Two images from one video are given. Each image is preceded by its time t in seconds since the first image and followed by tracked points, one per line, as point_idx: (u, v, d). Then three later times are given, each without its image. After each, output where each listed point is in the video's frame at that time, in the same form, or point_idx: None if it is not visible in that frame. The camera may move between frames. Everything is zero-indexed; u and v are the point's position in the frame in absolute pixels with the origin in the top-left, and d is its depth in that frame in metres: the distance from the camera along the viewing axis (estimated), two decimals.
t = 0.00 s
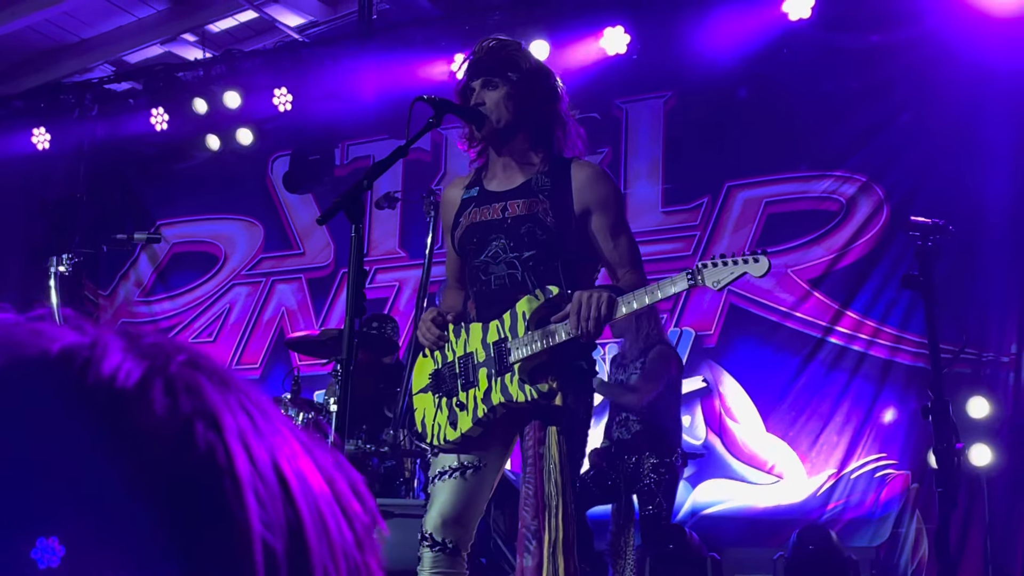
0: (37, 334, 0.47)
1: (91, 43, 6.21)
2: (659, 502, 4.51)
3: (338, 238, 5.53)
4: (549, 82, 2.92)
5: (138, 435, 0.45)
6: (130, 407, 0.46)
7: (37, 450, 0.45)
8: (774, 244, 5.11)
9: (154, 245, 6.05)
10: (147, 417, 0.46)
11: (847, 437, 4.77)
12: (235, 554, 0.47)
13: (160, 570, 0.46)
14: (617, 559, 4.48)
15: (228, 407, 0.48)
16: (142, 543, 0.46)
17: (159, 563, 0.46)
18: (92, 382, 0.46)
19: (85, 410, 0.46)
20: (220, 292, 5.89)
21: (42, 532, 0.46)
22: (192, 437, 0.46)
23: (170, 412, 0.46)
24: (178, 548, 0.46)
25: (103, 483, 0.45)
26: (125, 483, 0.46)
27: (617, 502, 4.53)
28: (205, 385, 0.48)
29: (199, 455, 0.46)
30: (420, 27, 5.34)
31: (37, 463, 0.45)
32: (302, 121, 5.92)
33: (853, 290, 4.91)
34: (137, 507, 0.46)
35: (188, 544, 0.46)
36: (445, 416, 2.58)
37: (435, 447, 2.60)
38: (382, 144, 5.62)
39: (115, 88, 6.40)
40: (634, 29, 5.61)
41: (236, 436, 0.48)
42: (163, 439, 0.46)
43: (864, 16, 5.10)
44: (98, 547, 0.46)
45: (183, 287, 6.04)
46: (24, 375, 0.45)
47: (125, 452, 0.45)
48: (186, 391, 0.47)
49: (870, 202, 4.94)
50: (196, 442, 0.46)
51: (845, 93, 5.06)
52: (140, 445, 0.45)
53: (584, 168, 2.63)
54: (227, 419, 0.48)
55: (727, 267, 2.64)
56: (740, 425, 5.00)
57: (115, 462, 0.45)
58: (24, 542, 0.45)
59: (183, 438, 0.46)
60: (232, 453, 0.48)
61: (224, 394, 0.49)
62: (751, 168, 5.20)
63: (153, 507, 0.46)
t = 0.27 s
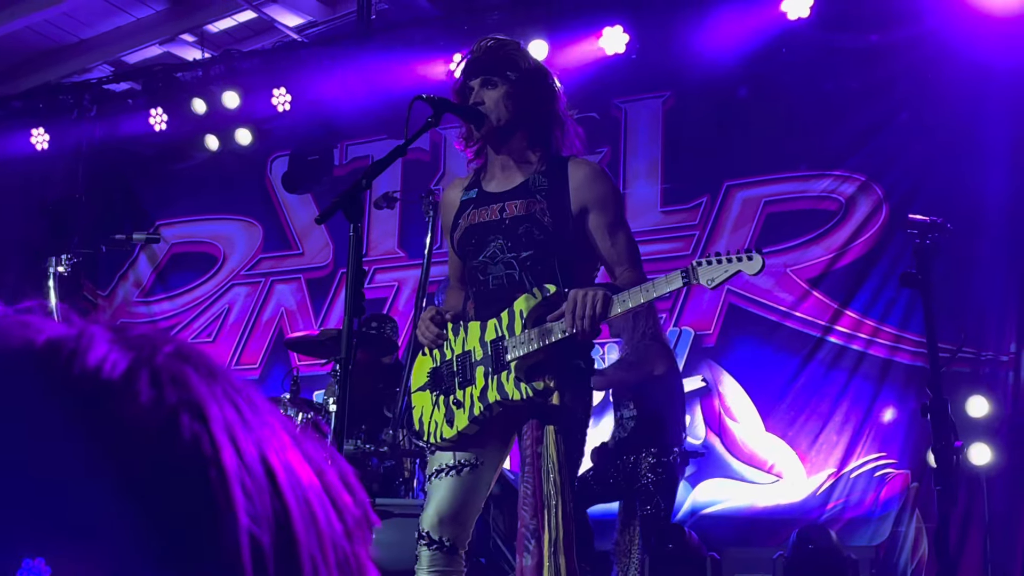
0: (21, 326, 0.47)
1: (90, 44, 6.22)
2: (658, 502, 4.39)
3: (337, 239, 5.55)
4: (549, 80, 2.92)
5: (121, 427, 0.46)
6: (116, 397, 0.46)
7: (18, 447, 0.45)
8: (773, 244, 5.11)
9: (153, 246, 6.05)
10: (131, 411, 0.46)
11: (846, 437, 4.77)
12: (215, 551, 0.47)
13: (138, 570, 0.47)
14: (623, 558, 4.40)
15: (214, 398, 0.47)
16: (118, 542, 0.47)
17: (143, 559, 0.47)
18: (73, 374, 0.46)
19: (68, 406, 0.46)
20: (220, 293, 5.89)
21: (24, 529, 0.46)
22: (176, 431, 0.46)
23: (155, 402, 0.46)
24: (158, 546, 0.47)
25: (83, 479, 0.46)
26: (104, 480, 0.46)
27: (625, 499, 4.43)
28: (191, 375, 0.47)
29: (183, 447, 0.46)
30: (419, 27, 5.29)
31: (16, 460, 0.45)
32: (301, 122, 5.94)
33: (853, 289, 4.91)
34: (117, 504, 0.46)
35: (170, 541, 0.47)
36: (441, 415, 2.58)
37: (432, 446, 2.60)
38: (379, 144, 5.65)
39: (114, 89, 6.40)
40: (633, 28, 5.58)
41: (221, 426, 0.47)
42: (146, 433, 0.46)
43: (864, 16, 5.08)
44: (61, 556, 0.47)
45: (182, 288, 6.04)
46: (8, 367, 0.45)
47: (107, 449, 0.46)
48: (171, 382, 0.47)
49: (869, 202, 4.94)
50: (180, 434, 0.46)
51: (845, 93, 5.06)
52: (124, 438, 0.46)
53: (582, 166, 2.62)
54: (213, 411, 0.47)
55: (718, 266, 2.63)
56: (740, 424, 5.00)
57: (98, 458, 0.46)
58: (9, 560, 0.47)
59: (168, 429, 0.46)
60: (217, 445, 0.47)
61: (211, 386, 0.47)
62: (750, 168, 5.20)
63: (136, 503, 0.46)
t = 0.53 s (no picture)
0: (53, 325, 0.47)
1: (125, 63, 6.76)
2: (648, 485, 4.81)
3: (351, 242, 5.98)
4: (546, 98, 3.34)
5: (146, 423, 0.47)
6: (140, 394, 0.48)
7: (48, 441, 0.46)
8: (752, 246, 5.55)
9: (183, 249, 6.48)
10: (153, 407, 0.47)
11: (820, 425, 5.19)
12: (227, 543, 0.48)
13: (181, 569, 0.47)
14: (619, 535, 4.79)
15: (230, 397, 0.49)
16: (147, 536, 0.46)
17: (148, 563, 0.46)
18: (103, 369, 0.47)
19: (99, 400, 0.47)
20: (244, 292, 6.32)
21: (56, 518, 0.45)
22: (198, 423, 0.48)
23: (175, 405, 0.48)
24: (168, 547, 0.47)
25: (102, 477, 0.46)
26: (118, 481, 0.46)
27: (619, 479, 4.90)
28: (207, 376, 0.49)
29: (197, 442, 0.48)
30: (426, 47, 5.72)
31: (44, 456, 0.45)
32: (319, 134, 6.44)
33: (826, 289, 5.35)
34: (136, 498, 0.46)
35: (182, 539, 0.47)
36: (445, 404, 2.98)
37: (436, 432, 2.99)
38: (389, 156, 6.08)
39: (146, 105, 6.86)
40: (624, 48, 6.06)
41: (235, 425, 0.49)
42: (165, 429, 0.47)
43: (835, 37, 5.53)
44: (112, 521, 0.46)
45: (210, 287, 6.48)
46: (34, 365, 0.46)
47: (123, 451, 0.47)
48: (188, 383, 0.49)
49: (841, 208, 5.37)
50: (197, 431, 0.48)
51: (819, 109, 5.51)
52: (149, 432, 0.47)
53: (576, 179, 3.05)
54: (229, 411, 0.49)
55: (705, 268, 3.06)
56: (722, 413, 5.44)
57: (132, 447, 0.47)
58: (59, 528, 0.45)
59: (185, 426, 0.48)
60: (230, 440, 0.48)
61: (227, 385, 0.49)
62: (732, 178, 5.64)
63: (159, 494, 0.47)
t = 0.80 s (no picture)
0: (78, 318, 0.51)
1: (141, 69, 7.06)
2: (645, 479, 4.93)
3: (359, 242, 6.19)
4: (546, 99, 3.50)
5: (164, 413, 0.53)
6: (160, 388, 0.53)
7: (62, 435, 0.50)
8: (745, 246, 5.74)
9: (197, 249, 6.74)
10: (171, 402, 0.53)
11: (810, 418, 5.38)
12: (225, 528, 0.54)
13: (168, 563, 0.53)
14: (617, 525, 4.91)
15: (245, 393, 0.54)
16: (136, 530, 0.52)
17: (168, 547, 0.53)
18: (124, 365, 0.52)
19: (118, 390, 0.52)
20: (256, 290, 6.55)
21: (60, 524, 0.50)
22: (214, 417, 0.53)
23: (191, 400, 0.53)
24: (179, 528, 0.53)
25: (112, 466, 0.52)
26: (132, 469, 0.52)
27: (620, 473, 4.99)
28: (225, 372, 0.54)
29: (212, 435, 0.53)
30: (430, 55, 5.94)
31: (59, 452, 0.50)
32: (327, 138, 6.68)
33: (816, 287, 5.56)
34: (139, 488, 0.52)
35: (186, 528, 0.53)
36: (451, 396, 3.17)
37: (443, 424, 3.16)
38: (396, 158, 6.37)
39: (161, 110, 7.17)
40: (621, 55, 6.20)
41: (248, 418, 0.54)
42: (180, 421, 0.53)
43: (824, 44, 5.75)
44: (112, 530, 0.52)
45: (222, 286, 6.72)
46: (56, 358, 0.50)
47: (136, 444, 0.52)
48: (205, 379, 0.53)
49: (831, 209, 5.58)
50: (212, 425, 0.53)
51: (808, 114, 5.74)
52: (165, 421, 0.53)
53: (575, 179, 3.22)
54: (243, 403, 0.54)
55: (705, 266, 3.26)
56: (716, 407, 5.63)
57: (152, 439, 0.52)
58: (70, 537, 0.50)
59: (202, 422, 0.53)
60: (243, 431, 0.54)
61: (242, 381, 0.54)
62: (725, 180, 5.86)
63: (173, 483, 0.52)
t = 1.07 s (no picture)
0: (99, 309, 0.53)
1: (150, 70, 7.20)
2: (645, 470, 5.03)
3: (364, 240, 6.30)
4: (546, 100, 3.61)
5: (176, 408, 0.50)
6: (174, 380, 0.51)
7: (75, 432, 0.49)
8: (743, 244, 5.86)
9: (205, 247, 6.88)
10: (183, 397, 0.50)
11: (808, 413, 5.48)
12: (231, 530, 0.50)
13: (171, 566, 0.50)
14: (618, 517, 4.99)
15: (261, 387, 0.53)
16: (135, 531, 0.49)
17: (178, 545, 0.50)
18: (140, 357, 0.51)
19: (133, 385, 0.50)
20: (262, 287, 6.68)
21: (55, 524, 0.49)
22: (233, 414, 0.51)
23: (205, 393, 0.51)
24: (185, 522, 0.50)
25: (118, 464, 0.49)
26: (140, 464, 0.49)
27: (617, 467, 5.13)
28: (240, 366, 0.53)
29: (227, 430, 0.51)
30: (434, 57, 6.05)
31: (71, 447, 0.49)
32: (333, 138, 6.79)
33: (813, 284, 5.66)
34: (144, 485, 0.49)
35: (191, 528, 0.50)
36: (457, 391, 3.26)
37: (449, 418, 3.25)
38: (402, 158, 6.49)
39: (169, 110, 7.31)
40: (622, 57, 6.32)
41: (262, 411, 0.52)
42: (192, 415, 0.50)
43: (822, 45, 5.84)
44: (100, 527, 0.49)
45: (230, 283, 6.85)
46: (77, 349, 0.50)
47: (144, 442, 0.49)
48: (222, 372, 0.52)
49: (828, 208, 5.68)
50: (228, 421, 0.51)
51: (805, 115, 5.84)
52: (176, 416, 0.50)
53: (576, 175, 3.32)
54: (258, 396, 0.53)
55: (702, 261, 3.37)
56: (715, 402, 5.74)
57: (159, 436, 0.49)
58: (48, 536, 0.49)
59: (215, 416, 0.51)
60: (258, 425, 0.52)
61: (258, 374, 0.54)
62: (724, 179, 5.97)
63: (183, 482, 0.49)
